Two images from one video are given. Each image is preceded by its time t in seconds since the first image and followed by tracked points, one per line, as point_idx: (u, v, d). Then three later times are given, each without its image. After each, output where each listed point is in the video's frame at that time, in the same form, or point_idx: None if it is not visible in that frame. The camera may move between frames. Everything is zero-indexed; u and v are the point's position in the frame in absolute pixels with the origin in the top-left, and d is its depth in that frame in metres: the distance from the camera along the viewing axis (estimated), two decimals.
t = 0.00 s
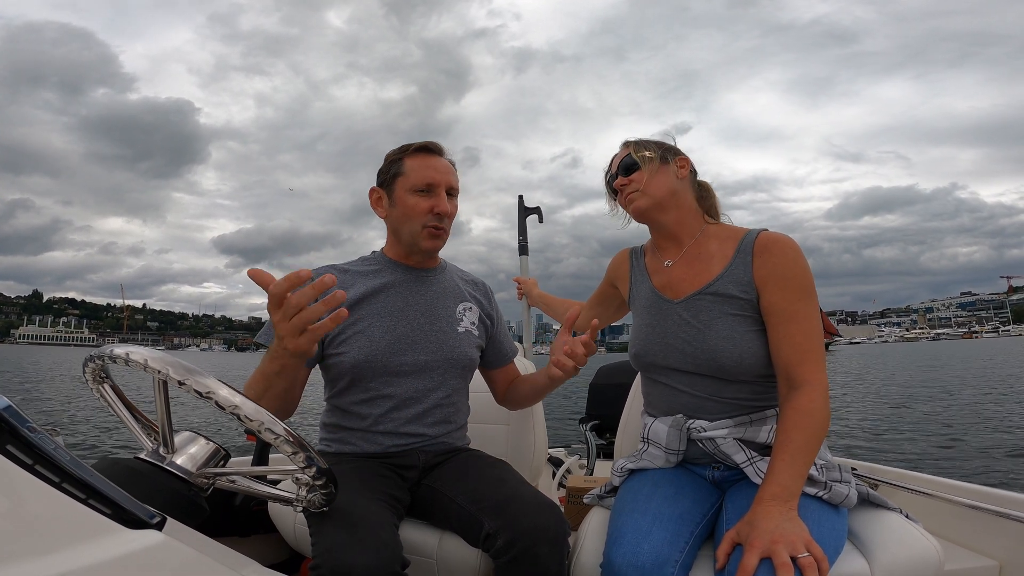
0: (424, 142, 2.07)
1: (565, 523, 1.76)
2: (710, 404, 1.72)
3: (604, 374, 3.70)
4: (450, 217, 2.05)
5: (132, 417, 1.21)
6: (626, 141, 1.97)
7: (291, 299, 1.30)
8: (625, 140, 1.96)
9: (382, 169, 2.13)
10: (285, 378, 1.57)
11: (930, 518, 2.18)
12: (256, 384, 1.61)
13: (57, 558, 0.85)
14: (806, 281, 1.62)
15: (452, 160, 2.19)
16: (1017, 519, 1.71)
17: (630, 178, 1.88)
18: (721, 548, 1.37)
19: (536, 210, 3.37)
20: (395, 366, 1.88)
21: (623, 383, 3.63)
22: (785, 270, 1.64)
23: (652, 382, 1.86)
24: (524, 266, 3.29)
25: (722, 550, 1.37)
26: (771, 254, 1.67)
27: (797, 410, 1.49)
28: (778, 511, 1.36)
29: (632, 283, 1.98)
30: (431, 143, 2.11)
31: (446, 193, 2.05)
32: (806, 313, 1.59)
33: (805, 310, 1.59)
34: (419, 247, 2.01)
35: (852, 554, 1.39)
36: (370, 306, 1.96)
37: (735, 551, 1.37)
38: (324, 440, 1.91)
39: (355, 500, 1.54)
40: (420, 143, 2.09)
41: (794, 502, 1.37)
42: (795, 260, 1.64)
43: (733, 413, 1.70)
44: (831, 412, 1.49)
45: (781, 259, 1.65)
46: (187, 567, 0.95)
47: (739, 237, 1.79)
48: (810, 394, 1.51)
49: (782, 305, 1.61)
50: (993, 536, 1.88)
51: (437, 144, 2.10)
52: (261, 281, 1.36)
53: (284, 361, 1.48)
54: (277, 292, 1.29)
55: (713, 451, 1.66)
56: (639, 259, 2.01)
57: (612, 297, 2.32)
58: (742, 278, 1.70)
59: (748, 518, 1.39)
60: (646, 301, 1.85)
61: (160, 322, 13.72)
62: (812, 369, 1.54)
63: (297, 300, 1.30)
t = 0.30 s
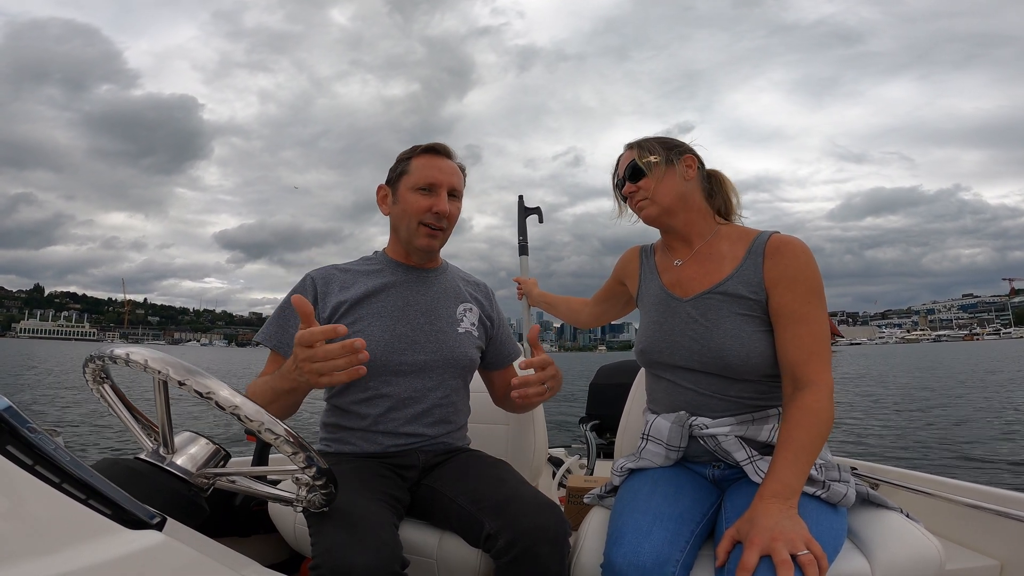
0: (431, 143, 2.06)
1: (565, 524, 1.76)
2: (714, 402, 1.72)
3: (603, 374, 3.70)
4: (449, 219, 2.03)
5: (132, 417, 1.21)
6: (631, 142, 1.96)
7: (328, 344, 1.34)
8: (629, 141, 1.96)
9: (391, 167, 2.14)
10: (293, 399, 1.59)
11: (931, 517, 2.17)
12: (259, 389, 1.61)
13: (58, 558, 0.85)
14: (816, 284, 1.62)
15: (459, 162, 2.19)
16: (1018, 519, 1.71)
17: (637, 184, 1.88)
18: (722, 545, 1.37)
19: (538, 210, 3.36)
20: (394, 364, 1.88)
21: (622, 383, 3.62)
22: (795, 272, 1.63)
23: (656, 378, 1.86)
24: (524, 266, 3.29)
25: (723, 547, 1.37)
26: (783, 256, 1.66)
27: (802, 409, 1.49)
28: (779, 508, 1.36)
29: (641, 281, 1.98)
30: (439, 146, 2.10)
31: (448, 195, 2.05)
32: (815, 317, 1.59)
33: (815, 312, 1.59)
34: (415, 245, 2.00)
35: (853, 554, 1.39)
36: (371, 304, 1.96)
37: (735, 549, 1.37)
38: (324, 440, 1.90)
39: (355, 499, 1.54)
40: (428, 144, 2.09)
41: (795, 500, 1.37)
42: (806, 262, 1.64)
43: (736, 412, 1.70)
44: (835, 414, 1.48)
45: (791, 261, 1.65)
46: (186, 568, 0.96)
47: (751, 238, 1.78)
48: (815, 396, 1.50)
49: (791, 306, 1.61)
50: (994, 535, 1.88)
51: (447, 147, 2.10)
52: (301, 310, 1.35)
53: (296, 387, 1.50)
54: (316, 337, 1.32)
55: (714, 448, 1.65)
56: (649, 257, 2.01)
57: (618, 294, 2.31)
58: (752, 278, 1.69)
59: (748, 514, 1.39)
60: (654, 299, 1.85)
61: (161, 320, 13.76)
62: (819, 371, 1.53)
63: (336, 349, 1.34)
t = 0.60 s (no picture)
0: (435, 148, 2.07)
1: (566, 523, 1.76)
2: (716, 402, 1.72)
3: (603, 374, 3.70)
4: (449, 222, 2.03)
5: (132, 417, 1.21)
6: (640, 137, 1.96)
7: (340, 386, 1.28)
8: (638, 136, 1.96)
9: (395, 169, 2.14)
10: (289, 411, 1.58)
11: (930, 517, 2.17)
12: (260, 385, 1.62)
13: (58, 558, 0.85)
14: (821, 287, 1.60)
15: (462, 167, 2.19)
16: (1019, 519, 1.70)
17: (644, 183, 1.88)
18: (712, 543, 1.38)
19: (540, 209, 3.36)
20: (390, 362, 1.88)
21: (622, 383, 3.62)
22: (801, 275, 1.62)
23: (659, 376, 1.87)
24: (525, 266, 3.29)
25: (713, 545, 1.37)
26: (789, 259, 1.66)
27: (803, 411, 1.48)
28: (767, 506, 1.36)
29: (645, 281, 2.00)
30: (446, 153, 2.09)
31: (449, 199, 2.05)
32: (821, 320, 1.57)
33: (821, 316, 1.58)
34: (413, 246, 2.00)
35: (853, 554, 1.39)
36: (369, 303, 1.96)
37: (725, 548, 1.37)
38: (324, 440, 1.90)
39: (354, 499, 1.54)
40: (433, 149, 2.09)
41: (785, 499, 1.37)
42: (812, 265, 1.62)
43: (738, 411, 1.70)
44: (837, 418, 1.48)
45: (798, 264, 1.64)
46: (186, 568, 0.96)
47: (757, 240, 1.78)
48: (816, 399, 1.50)
49: (797, 309, 1.60)
50: (995, 535, 1.88)
51: (451, 152, 2.10)
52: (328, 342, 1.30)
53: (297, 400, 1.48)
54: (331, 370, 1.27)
55: (716, 447, 1.65)
56: (654, 256, 2.02)
57: (621, 291, 2.31)
58: (758, 280, 1.68)
59: (738, 513, 1.40)
60: (659, 299, 1.85)
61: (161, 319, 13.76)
62: (824, 374, 1.52)
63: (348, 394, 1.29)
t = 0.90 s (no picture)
0: (443, 150, 2.07)
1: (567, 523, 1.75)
2: (725, 406, 1.72)
3: (604, 374, 3.69)
4: (457, 228, 2.05)
5: (132, 416, 1.20)
6: (647, 129, 1.96)
7: (369, 388, 1.22)
8: (644, 129, 1.96)
9: (400, 169, 2.13)
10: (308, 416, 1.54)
11: (930, 519, 2.18)
12: (277, 390, 1.58)
13: (58, 558, 0.85)
14: (837, 289, 1.58)
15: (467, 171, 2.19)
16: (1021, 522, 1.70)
17: (649, 177, 1.89)
18: (703, 553, 1.37)
19: (548, 205, 3.35)
20: (395, 359, 1.88)
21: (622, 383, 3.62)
22: (816, 279, 1.59)
23: (670, 377, 1.88)
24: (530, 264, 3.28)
25: (704, 555, 1.37)
26: (802, 260, 1.63)
27: (814, 420, 1.47)
28: (763, 521, 1.35)
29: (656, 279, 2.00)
30: (453, 154, 2.10)
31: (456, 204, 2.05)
32: (836, 324, 1.55)
33: (837, 322, 1.55)
34: (422, 250, 2.01)
35: (853, 556, 1.39)
36: (373, 301, 1.96)
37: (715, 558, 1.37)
38: (324, 439, 1.90)
39: (355, 499, 1.54)
40: (439, 151, 2.09)
41: (783, 514, 1.36)
42: (831, 270, 1.59)
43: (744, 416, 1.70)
44: (850, 430, 1.46)
45: (814, 268, 1.61)
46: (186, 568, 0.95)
47: (769, 236, 1.77)
48: (828, 408, 1.48)
49: (812, 313, 1.57)
50: (995, 537, 1.88)
51: (457, 155, 2.10)
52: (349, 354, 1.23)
53: (320, 403, 1.45)
54: (363, 374, 1.20)
55: (715, 450, 1.65)
56: (664, 253, 2.03)
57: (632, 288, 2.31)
58: (771, 283, 1.67)
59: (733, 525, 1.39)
60: (670, 301, 1.85)
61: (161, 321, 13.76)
62: (838, 382, 1.50)
63: (378, 396, 1.23)
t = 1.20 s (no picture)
0: (444, 153, 2.08)
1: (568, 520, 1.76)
2: (725, 406, 1.73)
3: (604, 375, 3.69)
4: (453, 228, 2.05)
5: (132, 417, 1.21)
6: (645, 130, 1.97)
7: (403, 366, 1.29)
8: (642, 128, 1.97)
9: (401, 170, 2.14)
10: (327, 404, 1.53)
11: (931, 519, 2.18)
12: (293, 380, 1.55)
13: (57, 557, 0.85)
14: (835, 283, 1.55)
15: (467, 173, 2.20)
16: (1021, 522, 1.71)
17: (646, 178, 1.91)
18: (694, 547, 1.36)
19: (548, 206, 3.36)
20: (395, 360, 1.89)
21: (622, 384, 3.62)
22: (811, 273, 1.57)
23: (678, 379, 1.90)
24: (534, 264, 3.29)
25: (695, 550, 1.35)
26: (796, 257, 1.61)
27: (810, 421, 1.45)
28: (757, 521, 1.34)
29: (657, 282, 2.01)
30: (454, 155, 2.11)
31: (454, 205, 2.06)
32: (832, 318, 1.52)
33: (834, 319, 1.53)
34: (417, 250, 2.02)
35: (854, 558, 1.39)
36: (373, 302, 1.97)
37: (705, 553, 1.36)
38: (324, 439, 1.90)
39: (355, 499, 1.54)
40: (440, 153, 2.10)
41: (776, 515, 1.35)
42: (826, 264, 1.57)
43: (745, 416, 1.71)
44: (848, 429, 1.43)
45: (809, 262, 1.59)
46: (184, 568, 0.96)
47: (763, 233, 1.77)
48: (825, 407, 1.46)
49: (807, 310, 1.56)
50: (994, 537, 1.88)
51: (456, 158, 2.12)
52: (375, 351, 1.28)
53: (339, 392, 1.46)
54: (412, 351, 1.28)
55: (716, 447, 1.67)
56: (666, 256, 2.04)
57: (636, 292, 2.31)
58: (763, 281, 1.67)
59: (728, 521, 1.38)
60: (670, 303, 1.88)
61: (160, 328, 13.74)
62: (838, 381, 1.48)
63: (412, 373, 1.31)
